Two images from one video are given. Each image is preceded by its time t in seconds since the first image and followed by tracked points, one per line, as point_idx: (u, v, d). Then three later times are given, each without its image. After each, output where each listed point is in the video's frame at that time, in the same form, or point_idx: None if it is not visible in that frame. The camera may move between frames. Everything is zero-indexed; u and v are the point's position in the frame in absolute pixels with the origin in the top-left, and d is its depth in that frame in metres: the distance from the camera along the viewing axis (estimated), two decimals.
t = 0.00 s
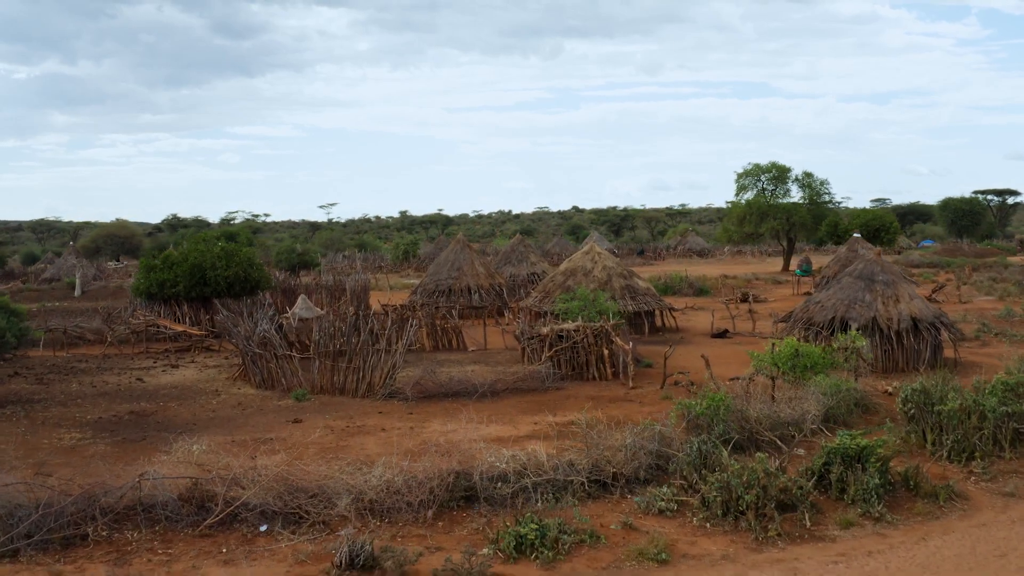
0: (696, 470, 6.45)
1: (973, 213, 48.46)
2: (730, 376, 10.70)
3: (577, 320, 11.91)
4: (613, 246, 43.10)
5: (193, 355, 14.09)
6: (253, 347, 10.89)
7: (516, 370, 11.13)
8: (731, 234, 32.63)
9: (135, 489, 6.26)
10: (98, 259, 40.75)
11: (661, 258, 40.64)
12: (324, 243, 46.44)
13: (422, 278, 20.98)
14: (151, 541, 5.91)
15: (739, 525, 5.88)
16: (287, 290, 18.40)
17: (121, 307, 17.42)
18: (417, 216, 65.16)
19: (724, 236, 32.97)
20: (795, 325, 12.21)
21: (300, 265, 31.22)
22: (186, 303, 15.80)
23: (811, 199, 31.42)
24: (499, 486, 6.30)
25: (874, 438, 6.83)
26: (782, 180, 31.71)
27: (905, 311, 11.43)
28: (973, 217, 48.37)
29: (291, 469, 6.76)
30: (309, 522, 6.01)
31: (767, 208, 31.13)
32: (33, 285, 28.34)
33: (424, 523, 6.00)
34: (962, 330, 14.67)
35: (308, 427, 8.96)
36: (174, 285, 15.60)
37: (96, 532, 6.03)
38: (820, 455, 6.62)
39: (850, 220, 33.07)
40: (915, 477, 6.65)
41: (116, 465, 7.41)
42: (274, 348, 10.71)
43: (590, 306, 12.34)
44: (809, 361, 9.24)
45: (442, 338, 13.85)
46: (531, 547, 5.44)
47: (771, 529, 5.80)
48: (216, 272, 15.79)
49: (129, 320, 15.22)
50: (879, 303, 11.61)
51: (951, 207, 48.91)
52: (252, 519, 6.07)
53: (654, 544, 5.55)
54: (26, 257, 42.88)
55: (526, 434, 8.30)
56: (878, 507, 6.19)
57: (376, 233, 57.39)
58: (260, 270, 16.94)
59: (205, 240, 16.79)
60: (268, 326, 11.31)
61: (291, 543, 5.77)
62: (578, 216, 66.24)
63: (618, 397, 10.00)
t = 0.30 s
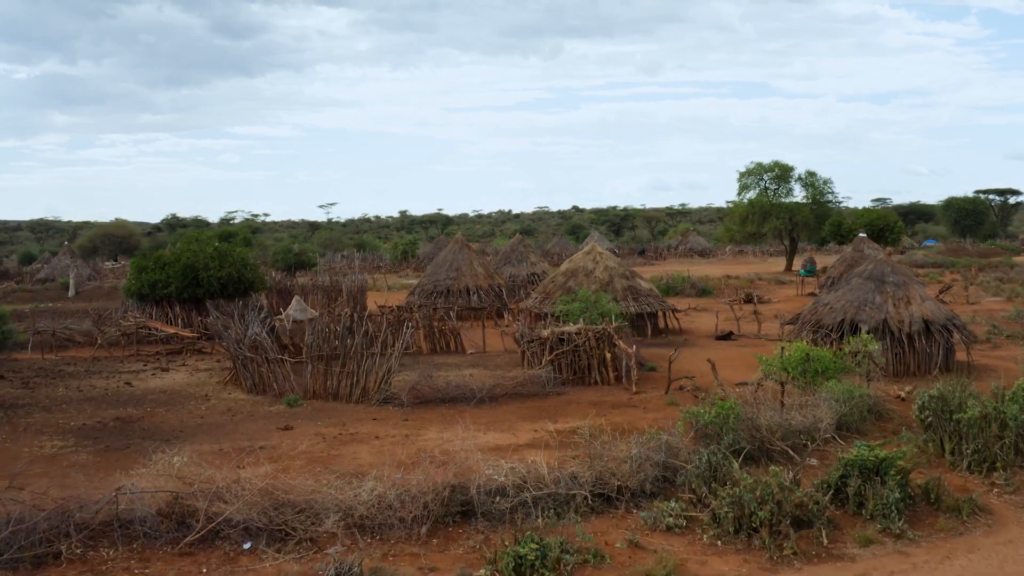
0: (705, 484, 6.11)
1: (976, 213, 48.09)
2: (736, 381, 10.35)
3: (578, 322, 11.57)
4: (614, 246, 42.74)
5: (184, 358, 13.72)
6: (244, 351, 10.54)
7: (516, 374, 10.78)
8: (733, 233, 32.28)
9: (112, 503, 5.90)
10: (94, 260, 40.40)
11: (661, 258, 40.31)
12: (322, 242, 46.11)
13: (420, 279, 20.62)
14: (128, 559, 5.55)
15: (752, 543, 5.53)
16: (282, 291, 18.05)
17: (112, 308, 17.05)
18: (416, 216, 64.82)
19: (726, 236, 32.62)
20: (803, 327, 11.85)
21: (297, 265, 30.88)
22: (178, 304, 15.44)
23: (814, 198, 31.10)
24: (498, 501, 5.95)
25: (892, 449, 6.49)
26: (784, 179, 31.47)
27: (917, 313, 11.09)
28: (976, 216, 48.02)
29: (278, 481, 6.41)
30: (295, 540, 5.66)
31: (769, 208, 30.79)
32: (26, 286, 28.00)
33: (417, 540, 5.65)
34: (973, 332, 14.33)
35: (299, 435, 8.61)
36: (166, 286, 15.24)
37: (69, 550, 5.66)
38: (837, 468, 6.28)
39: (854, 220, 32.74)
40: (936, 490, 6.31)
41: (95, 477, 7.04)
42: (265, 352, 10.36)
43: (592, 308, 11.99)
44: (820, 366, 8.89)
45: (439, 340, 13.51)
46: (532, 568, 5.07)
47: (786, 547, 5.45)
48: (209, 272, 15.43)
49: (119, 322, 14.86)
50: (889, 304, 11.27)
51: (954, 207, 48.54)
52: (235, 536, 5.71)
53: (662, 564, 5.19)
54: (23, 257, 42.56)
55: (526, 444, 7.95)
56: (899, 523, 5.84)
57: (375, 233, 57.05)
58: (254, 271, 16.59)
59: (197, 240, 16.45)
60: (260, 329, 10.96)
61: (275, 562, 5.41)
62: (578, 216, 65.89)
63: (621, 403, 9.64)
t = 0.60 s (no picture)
0: (720, 503, 5.70)
1: (980, 213, 47.67)
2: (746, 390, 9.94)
3: (581, 326, 11.15)
4: (615, 246, 42.31)
5: (174, 361, 13.29)
6: (233, 356, 10.12)
7: (516, 381, 10.33)
8: (736, 233, 31.85)
9: (81, 524, 5.47)
10: (90, 260, 39.99)
11: (663, 258, 39.94)
12: (321, 242, 45.69)
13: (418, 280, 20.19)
14: None
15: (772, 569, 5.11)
16: (277, 292, 17.63)
17: (102, 310, 16.62)
18: (415, 216, 64.41)
19: (729, 236, 32.19)
20: (814, 331, 11.41)
21: (294, 265, 30.47)
22: (168, 306, 15.01)
23: (818, 197, 30.72)
24: (497, 521, 5.54)
25: (918, 464, 6.07)
26: (787, 178, 31.16)
27: (932, 316, 10.69)
28: (980, 216, 47.58)
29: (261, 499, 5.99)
30: (277, 565, 5.24)
31: (773, 208, 30.37)
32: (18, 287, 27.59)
33: (409, 565, 5.23)
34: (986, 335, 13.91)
35: (288, 446, 8.19)
36: (156, 287, 14.81)
37: None
38: (860, 486, 5.87)
39: (858, 220, 32.34)
40: (966, 509, 5.89)
41: (68, 493, 6.62)
42: (255, 357, 9.94)
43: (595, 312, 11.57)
44: (835, 374, 8.47)
45: (437, 344, 13.10)
46: None
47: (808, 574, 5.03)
48: (200, 273, 15.01)
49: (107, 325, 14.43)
50: (903, 307, 10.86)
51: (958, 206, 48.13)
52: (213, 561, 5.28)
53: None
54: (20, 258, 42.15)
55: (526, 457, 7.52)
56: (929, 546, 5.43)
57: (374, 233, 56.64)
58: (248, 272, 16.18)
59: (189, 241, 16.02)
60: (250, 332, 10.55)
61: None
62: (578, 216, 65.48)
63: (625, 411, 9.21)
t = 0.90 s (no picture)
0: (735, 524, 5.31)
1: (984, 212, 47.26)
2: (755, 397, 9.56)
3: (583, 329, 10.76)
4: (616, 246, 41.92)
5: (164, 365, 12.91)
6: (222, 360, 9.74)
7: (516, 387, 9.93)
8: (739, 233, 31.45)
9: (48, 548, 5.08)
10: (86, 260, 39.62)
11: (663, 258, 39.64)
12: (319, 242, 45.31)
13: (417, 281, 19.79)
14: None
15: None
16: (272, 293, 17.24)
17: (93, 312, 16.24)
18: (415, 216, 64.04)
19: (732, 236, 31.80)
20: (825, 334, 11.01)
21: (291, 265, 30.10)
22: (159, 308, 14.62)
23: (822, 197, 30.35)
24: (496, 543, 5.16)
25: (946, 480, 5.69)
26: (791, 177, 30.81)
27: (947, 319, 10.31)
28: (984, 216, 47.17)
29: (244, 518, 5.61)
30: None
31: (776, 207, 29.98)
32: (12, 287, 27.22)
33: None
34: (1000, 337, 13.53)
35: (277, 457, 7.81)
36: (147, 289, 14.41)
37: None
38: (886, 504, 5.48)
39: (862, 220, 31.96)
40: (998, 529, 5.51)
41: (40, 509, 6.23)
42: (244, 362, 9.55)
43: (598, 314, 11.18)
44: (850, 380, 8.08)
45: (435, 347, 12.72)
46: None
47: None
48: (192, 274, 14.62)
49: (96, 327, 14.04)
50: (917, 310, 10.47)
51: (961, 206, 47.73)
52: None
53: None
54: (17, 257, 41.80)
55: (527, 470, 7.13)
56: (961, 570, 5.03)
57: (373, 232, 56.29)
58: (241, 273, 15.80)
59: (180, 241, 15.63)
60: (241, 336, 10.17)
61: None
62: (578, 216, 65.12)
63: (631, 419, 8.83)
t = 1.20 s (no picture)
0: (759, 552, 4.86)
1: (989, 212, 46.78)
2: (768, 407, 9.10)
3: (587, 334, 10.30)
4: (617, 246, 41.45)
5: (152, 371, 12.44)
6: (209, 368, 9.28)
7: (517, 395, 9.46)
8: (743, 233, 30.98)
9: None
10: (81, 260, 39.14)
11: (665, 258, 39.20)
12: (318, 242, 44.87)
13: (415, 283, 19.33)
14: None
15: None
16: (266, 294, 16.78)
17: (82, 314, 15.78)
18: (414, 215, 63.61)
19: (735, 236, 31.33)
20: (840, 339, 10.54)
21: (288, 266, 29.66)
22: (149, 311, 14.16)
23: (827, 196, 29.92)
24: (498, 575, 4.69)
25: (987, 503, 5.22)
26: (795, 176, 30.37)
27: (969, 324, 9.85)
28: (988, 216, 46.68)
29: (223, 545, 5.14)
30: None
31: (780, 206, 29.52)
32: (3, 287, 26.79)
33: None
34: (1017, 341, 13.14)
35: (264, 472, 7.35)
36: (135, 291, 13.96)
37: None
38: (922, 530, 5.03)
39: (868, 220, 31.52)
40: None
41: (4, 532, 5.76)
42: (232, 369, 9.10)
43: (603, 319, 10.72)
44: (872, 390, 7.62)
45: (433, 352, 12.26)
46: None
47: None
48: (182, 276, 14.16)
49: (82, 331, 13.58)
50: (937, 314, 10.01)
51: (966, 206, 47.26)
52: None
53: None
54: (13, 257, 41.34)
55: (529, 487, 6.67)
56: None
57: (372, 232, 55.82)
58: (233, 274, 15.35)
59: (171, 242, 15.17)
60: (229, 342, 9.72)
61: None
62: (578, 216, 64.67)
63: (638, 430, 8.38)
